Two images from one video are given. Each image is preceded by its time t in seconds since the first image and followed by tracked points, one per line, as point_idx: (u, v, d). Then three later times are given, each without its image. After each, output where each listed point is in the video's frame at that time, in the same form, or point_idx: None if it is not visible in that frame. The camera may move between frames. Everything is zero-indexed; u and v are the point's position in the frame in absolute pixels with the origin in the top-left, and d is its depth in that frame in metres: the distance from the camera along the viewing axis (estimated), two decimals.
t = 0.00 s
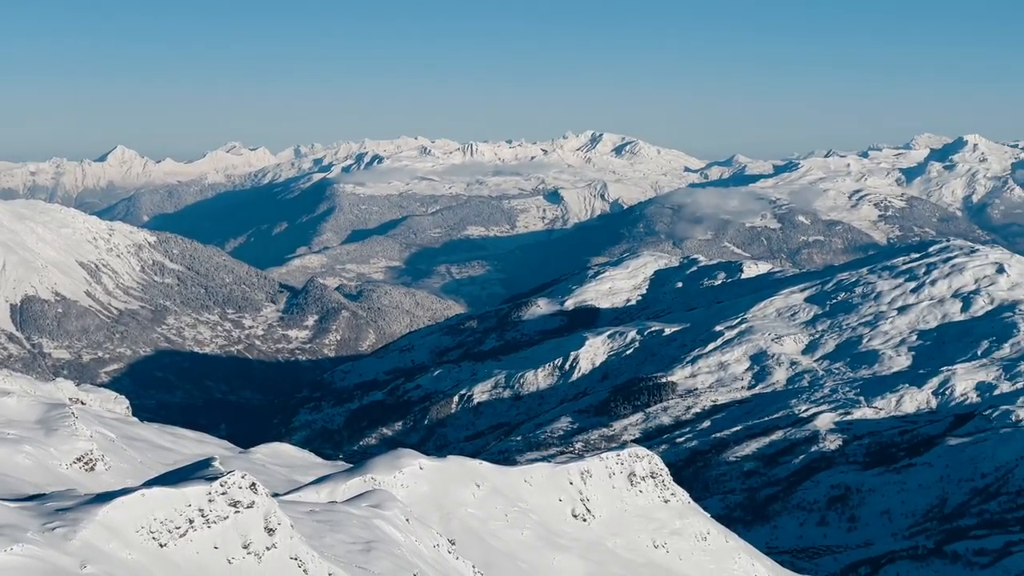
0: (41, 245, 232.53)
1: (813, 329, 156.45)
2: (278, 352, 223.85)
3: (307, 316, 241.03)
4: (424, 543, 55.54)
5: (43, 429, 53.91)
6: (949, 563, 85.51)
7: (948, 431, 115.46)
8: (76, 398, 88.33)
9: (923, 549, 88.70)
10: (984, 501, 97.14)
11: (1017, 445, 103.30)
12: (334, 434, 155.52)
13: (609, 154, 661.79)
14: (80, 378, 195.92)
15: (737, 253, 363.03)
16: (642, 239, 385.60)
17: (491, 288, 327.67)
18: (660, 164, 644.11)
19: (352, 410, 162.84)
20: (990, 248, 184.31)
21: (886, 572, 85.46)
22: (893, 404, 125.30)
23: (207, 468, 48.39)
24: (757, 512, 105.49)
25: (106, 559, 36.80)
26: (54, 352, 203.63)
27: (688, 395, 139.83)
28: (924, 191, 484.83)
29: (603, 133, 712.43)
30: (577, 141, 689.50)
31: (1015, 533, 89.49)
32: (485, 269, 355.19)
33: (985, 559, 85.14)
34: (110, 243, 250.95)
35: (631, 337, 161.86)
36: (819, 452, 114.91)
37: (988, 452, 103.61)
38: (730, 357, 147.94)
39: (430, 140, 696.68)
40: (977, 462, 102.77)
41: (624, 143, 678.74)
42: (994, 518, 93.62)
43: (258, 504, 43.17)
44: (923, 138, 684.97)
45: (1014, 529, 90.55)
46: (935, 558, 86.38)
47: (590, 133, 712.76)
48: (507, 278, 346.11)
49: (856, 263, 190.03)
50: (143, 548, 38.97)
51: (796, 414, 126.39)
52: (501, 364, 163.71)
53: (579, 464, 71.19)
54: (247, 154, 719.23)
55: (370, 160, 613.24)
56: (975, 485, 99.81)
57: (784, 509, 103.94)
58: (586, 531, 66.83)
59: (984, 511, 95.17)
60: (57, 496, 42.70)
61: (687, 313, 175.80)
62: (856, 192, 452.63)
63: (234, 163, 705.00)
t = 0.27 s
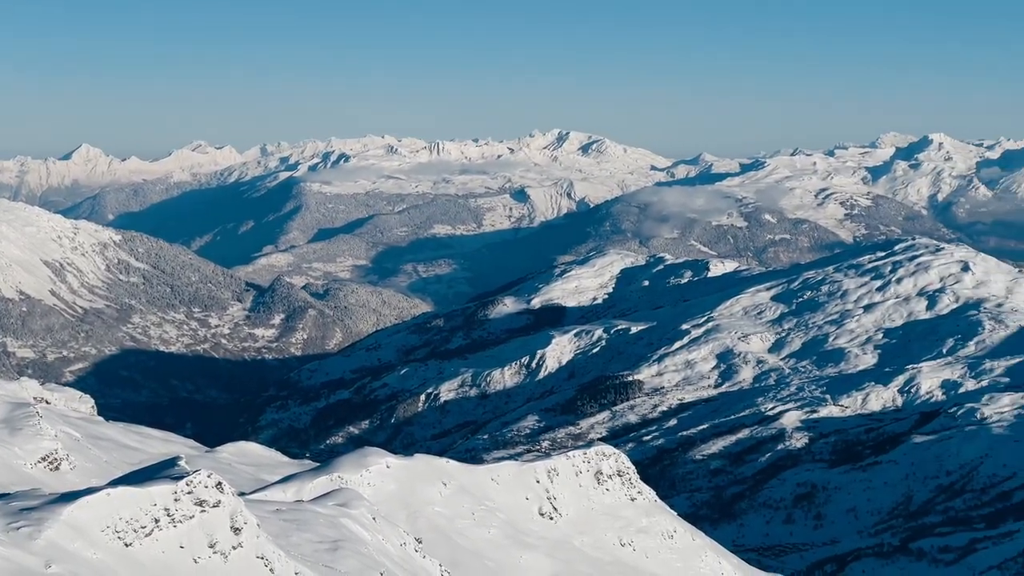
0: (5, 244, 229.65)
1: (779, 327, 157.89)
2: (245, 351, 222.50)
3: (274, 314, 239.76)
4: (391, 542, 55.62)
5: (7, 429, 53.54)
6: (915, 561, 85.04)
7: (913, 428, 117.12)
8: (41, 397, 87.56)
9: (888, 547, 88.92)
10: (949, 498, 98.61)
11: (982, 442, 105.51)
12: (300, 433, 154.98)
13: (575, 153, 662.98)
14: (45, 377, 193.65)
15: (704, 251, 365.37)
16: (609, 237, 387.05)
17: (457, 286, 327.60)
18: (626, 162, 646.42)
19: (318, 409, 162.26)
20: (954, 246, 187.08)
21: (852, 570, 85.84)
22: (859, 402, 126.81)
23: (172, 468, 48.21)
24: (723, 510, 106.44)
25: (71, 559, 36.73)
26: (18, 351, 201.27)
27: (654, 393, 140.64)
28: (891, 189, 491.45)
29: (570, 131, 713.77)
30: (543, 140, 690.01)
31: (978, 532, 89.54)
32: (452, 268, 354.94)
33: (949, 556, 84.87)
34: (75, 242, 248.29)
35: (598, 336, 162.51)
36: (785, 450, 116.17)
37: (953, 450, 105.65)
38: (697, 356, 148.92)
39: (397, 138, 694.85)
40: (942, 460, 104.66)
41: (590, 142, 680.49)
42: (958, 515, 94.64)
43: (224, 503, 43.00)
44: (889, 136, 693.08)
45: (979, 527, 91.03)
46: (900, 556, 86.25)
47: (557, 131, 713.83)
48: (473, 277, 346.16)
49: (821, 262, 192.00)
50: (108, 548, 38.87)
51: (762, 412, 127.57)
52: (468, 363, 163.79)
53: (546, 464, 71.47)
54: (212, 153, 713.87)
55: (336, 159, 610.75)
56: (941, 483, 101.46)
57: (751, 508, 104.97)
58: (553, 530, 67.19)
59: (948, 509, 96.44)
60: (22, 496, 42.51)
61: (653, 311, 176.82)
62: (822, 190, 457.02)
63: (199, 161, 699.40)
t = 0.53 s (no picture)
0: None
1: (741, 325, 159.43)
2: (208, 349, 220.72)
3: (236, 313, 238.09)
4: (354, 540, 55.66)
5: None
6: (877, 558, 85.13)
7: (876, 426, 118.71)
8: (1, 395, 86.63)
9: (852, 544, 89.35)
10: (911, 496, 99.79)
11: (944, 440, 107.17)
12: (263, 432, 154.24)
13: (538, 151, 663.61)
14: (5, 375, 190.82)
15: (666, 249, 367.64)
16: (572, 235, 388.25)
17: (420, 285, 327.12)
18: (589, 160, 648.37)
19: (282, 407, 161.50)
20: (915, 244, 189.78)
21: (815, 568, 86.38)
22: (822, 400, 128.35)
23: (132, 467, 48.06)
24: (687, 508, 107.48)
25: (32, 557, 36.62)
26: None
27: (618, 391, 141.41)
28: (853, 187, 499.69)
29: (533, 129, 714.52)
30: (506, 138, 690.21)
31: (940, 528, 89.06)
32: (415, 266, 354.14)
33: (911, 553, 84.22)
34: (35, 240, 245.14)
35: (561, 334, 163.07)
36: (749, 448, 117.43)
37: (915, 448, 107.32)
38: (660, 354, 149.90)
39: (360, 137, 691.95)
40: (904, 458, 106.15)
41: (553, 140, 681.48)
42: (919, 512, 95.10)
43: (186, 501, 42.84)
44: (851, 134, 700.98)
45: (939, 523, 90.76)
46: (863, 553, 86.53)
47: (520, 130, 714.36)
48: (437, 275, 345.68)
49: (784, 260, 193.82)
50: (70, 547, 38.70)
51: (725, 410, 128.69)
52: (431, 361, 163.63)
53: (509, 462, 71.94)
54: (175, 151, 707.32)
55: (299, 157, 607.19)
56: (902, 480, 102.72)
57: (714, 506, 106.03)
58: (516, 527, 67.53)
59: (910, 506, 97.25)
60: None
61: (616, 309, 177.81)
62: (785, 188, 461.44)
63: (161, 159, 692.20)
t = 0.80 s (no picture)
0: None
1: (708, 323, 160.71)
2: (174, 348, 219.26)
3: (203, 311, 236.58)
4: (321, 538, 55.72)
5: None
6: (843, 555, 86.10)
7: (842, 424, 120.08)
8: None
9: (818, 542, 90.38)
10: (877, 493, 101.03)
11: (909, 438, 108.67)
12: (230, 430, 153.53)
13: (505, 149, 663.75)
14: None
15: (633, 247, 369.61)
16: (539, 233, 389.38)
17: (388, 283, 326.79)
18: (556, 158, 649.86)
19: (249, 406, 160.83)
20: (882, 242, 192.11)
21: (782, 566, 87.36)
22: (789, 398, 129.74)
23: (99, 466, 47.92)
24: (654, 506, 108.31)
25: None
26: None
27: (584, 389, 142.18)
28: (820, 185, 506.29)
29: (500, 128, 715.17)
30: (473, 136, 689.88)
31: (905, 525, 89.97)
32: (382, 264, 353.60)
33: (877, 550, 85.13)
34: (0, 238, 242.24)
35: (528, 332, 163.60)
36: (715, 446, 118.48)
37: (881, 446, 108.74)
38: (627, 352, 150.77)
39: (327, 135, 689.29)
40: (871, 456, 107.49)
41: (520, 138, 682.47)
42: (885, 510, 96.19)
43: (153, 501, 42.79)
44: (817, 133, 707.51)
45: (905, 520, 91.70)
46: (829, 551, 87.56)
47: (487, 128, 714.73)
48: (404, 273, 345.36)
49: (752, 258, 195.38)
50: (36, 547, 38.60)
51: (693, 408, 129.70)
52: (399, 359, 163.51)
53: (476, 460, 72.24)
54: (140, 149, 701.18)
55: (266, 155, 604.17)
56: (869, 478, 103.94)
57: (680, 503, 106.93)
58: (483, 525, 67.87)
59: (876, 504, 98.35)
60: None
61: (583, 308, 178.50)
62: (751, 187, 464.99)
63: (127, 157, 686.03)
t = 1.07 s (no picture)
0: None
1: (671, 321, 161.95)
2: (136, 346, 217.24)
3: (165, 310, 234.48)
4: (284, 537, 55.75)
5: None
6: (806, 552, 87.32)
7: (804, 422, 121.65)
8: None
9: (781, 539, 91.70)
10: (839, 491, 102.54)
11: (871, 436, 110.36)
12: (193, 429, 152.51)
13: (468, 148, 663.24)
14: None
15: (596, 245, 371.16)
16: (502, 232, 389.74)
17: (351, 281, 325.78)
18: (519, 156, 650.46)
19: (211, 404, 159.83)
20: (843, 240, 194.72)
21: (745, 563, 88.39)
22: (752, 396, 131.11)
23: (60, 464, 47.71)
24: (617, 504, 109.19)
25: None
26: None
27: (548, 387, 142.83)
28: (783, 183, 511.82)
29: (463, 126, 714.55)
30: (436, 135, 688.83)
31: (868, 522, 91.60)
32: (345, 263, 352.33)
33: (839, 548, 86.68)
34: None
35: (491, 330, 163.99)
36: (677, 444, 119.60)
37: (843, 443, 110.31)
38: (590, 350, 151.60)
39: (289, 133, 685.05)
40: (833, 453, 109.06)
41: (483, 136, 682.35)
42: (847, 508, 97.78)
43: (115, 500, 42.69)
44: (780, 131, 714.07)
45: (868, 518, 93.38)
46: (793, 548, 88.74)
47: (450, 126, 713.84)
48: (367, 271, 344.32)
49: (715, 256, 197.13)
50: None
51: (656, 406, 130.72)
52: (362, 357, 163.28)
53: (439, 459, 72.62)
54: (101, 148, 693.13)
55: (228, 153, 599.55)
56: (831, 475, 105.41)
57: (643, 501, 107.88)
58: (447, 523, 68.12)
59: (839, 501, 99.87)
60: None
61: (547, 306, 179.13)
62: (714, 185, 468.51)
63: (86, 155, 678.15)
